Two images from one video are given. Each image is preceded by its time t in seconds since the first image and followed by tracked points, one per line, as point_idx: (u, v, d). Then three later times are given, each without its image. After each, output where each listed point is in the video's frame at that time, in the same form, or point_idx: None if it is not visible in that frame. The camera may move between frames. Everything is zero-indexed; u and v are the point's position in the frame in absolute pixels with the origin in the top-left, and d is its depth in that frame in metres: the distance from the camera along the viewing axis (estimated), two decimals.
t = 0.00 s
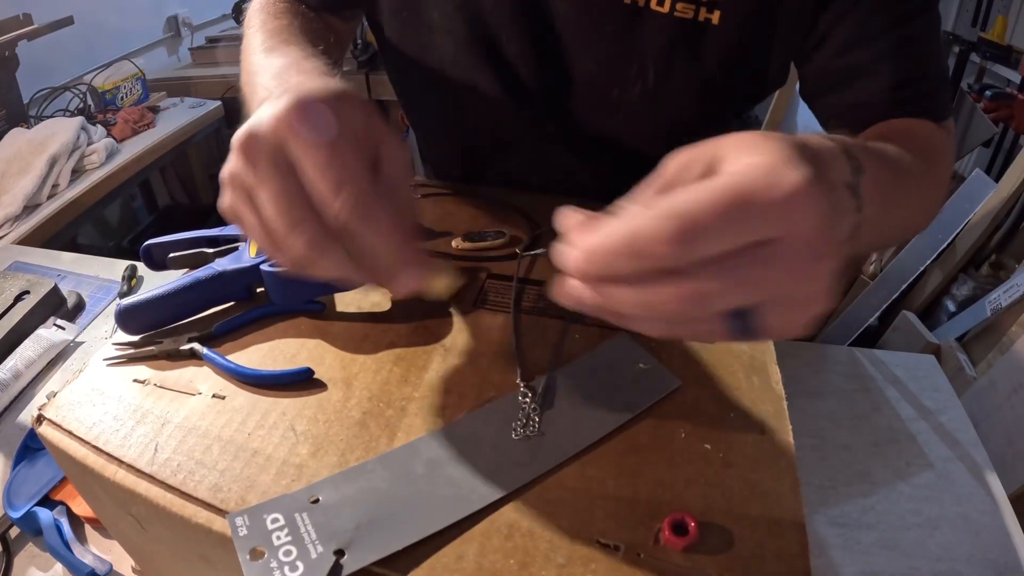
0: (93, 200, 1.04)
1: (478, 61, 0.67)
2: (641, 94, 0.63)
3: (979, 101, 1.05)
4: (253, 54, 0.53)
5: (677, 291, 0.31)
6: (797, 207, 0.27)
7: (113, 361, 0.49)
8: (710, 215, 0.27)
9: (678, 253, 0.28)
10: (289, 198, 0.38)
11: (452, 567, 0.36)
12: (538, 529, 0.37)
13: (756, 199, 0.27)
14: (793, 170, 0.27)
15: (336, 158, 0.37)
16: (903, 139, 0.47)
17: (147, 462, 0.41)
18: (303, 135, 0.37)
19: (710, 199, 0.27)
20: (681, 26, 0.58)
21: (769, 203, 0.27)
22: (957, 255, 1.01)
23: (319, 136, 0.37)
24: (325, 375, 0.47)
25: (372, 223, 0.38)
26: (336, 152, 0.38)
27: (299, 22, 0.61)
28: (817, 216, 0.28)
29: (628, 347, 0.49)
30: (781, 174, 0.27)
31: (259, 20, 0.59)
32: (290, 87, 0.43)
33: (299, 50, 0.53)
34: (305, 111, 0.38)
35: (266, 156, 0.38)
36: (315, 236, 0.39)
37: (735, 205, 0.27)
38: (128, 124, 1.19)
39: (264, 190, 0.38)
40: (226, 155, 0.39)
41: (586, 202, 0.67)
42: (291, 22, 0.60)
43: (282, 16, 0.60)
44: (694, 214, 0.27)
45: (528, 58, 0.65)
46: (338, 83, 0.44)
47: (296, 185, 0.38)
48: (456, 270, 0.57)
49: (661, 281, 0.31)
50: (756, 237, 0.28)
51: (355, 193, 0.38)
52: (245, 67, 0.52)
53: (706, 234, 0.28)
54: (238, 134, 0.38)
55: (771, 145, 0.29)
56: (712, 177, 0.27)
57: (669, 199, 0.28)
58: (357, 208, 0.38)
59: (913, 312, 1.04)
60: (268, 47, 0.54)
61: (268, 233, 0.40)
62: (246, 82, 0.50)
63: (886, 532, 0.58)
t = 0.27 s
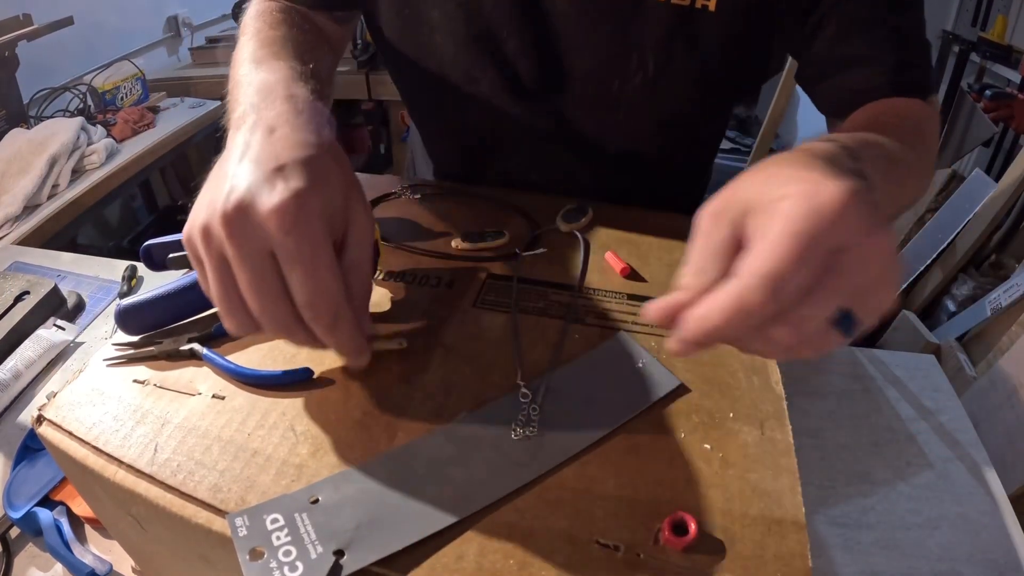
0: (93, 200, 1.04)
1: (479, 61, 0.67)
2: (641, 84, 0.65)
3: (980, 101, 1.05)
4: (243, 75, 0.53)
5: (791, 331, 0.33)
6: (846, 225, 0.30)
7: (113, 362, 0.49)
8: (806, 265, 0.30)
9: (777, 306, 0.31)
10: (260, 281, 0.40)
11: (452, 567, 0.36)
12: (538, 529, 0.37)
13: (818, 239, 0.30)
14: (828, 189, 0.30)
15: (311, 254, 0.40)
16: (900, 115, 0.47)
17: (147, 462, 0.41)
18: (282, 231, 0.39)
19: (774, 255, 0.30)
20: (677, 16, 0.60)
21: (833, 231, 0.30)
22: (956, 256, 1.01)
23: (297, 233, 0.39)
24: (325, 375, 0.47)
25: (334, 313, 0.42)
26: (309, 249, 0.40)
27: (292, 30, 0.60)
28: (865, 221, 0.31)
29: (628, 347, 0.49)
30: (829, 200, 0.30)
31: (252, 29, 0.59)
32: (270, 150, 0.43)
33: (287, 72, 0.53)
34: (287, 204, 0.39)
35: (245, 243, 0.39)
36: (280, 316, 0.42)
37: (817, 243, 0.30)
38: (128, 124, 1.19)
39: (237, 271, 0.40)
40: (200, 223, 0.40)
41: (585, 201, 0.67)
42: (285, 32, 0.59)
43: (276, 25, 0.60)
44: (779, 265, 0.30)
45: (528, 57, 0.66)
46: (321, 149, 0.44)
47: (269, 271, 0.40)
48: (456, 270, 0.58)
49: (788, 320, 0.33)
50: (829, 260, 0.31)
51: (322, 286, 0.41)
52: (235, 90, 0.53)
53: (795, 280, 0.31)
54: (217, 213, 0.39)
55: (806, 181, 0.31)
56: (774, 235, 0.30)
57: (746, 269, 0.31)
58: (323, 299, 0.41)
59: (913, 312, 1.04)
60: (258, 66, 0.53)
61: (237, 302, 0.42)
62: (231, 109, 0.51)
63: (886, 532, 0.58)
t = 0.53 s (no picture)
0: (93, 200, 1.04)
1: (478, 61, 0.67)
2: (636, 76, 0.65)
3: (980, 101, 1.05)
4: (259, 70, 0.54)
5: (671, 339, 0.40)
6: (696, 247, 0.37)
7: (113, 361, 0.49)
8: (661, 285, 0.38)
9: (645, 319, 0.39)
10: (281, 232, 0.41)
11: (452, 567, 0.36)
12: (538, 529, 0.37)
13: (670, 265, 0.37)
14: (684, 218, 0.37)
15: (336, 201, 0.41)
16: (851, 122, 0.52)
17: (147, 462, 0.41)
18: (307, 178, 0.40)
19: (630, 284, 0.38)
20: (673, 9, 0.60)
21: (686, 255, 0.37)
22: (957, 256, 1.01)
23: (324, 183, 0.41)
24: (325, 375, 0.47)
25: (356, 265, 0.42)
26: (334, 202, 0.41)
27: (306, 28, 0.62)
28: (728, 245, 0.37)
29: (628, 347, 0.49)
30: (682, 230, 0.37)
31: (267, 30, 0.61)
32: (299, 117, 0.45)
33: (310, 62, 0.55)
34: (315, 157, 0.41)
35: (270, 194, 0.41)
36: (300, 266, 0.42)
37: (667, 270, 0.37)
38: (128, 124, 1.19)
39: (260, 219, 0.41)
40: (225, 184, 0.42)
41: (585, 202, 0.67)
42: (300, 30, 0.61)
43: (288, 25, 0.61)
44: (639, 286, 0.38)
45: (528, 58, 0.66)
46: (349, 119, 0.46)
47: (292, 220, 0.41)
48: (456, 270, 0.58)
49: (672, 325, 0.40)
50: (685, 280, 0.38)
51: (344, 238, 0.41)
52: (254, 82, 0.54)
53: (655, 298, 0.38)
54: (243, 171, 0.41)
55: (664, 210, 0.38)
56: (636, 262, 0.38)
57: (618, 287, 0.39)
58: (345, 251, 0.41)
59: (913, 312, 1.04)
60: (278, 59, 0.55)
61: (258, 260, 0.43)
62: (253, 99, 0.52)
63: (887, 532, 0.58)
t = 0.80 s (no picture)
0: (93, 200, 1.04)
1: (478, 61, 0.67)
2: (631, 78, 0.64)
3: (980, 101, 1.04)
4: (327, 64, 0.60)
5: (632, 389, 0.41)
6: (658, 316, 0.38)
7: (113, 361, 0.49)
8: (627, 352, 0.38)
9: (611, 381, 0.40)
10: (479, 166, 0.46)
11: (452, 567, 0.36)
12: (538, 529, 0.37)
13: (633, 335, 0.38)
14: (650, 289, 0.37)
15: (523, 134, 0.47)
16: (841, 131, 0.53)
17: (147, 462, 0.41)
18: (501, 123, 0.47)
19: (597, 354, 0.39)
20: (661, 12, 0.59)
21: (648, 325, 0.38)
22: (956, 256, 1.00)
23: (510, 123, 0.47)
24: (325, 375, 0.47)
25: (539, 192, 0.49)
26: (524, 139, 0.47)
27: (338, 28, 0.68)
28: (692, 311, 0.38)
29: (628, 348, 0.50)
30: (648, 301, 0.37)
31: (302, 33, 0.66)
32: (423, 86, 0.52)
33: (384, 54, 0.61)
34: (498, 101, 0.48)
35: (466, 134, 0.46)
36: (502, 196, 0.47)
37: (629, 341, 0.38)
38: (128, 124, 1.19)
39: (463, 158, 0.46)
40: (418, 135, 0.47)
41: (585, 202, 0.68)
42: (335, 30, 0.67)
43: (320, 28, 0.67)
44: (604, 352, 0.39)
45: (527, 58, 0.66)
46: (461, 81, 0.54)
47: (488, 156, 0.47)
48: (456, 271, 0.58)
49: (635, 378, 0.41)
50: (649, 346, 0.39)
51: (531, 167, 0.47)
52: (329, 72, 0.59)
53: (621, 365, 0.39)
54: (438, 120, 0.46)
55: (627, 277, 0.38)
56: (599, 329, 0.38)
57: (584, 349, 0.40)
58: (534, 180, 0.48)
59: (913, 312, 1.03)
60: (339, 54, 0.61)
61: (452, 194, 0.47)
62: (342, 84, 0.57)
63: (886, 532, 0.58)
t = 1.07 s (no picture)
0: (93, 200, 1.04)
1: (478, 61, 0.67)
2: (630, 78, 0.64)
3: (981, 101, 1.04)
4: (315, 69, 0.62)
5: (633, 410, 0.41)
6: (671, 350, 0.37)
7: (113, 361, 0.49)
8: (638, 385, 0.38)
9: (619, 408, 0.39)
10: (439, 176, 0.50)
11: (452, 567, 0.36)
12: (538, 529, 0.37)
13: (645, 367, 0.37)
14: (666, 323, 0.37)
15: (486, 143, 0.50)
16: (839, 124, 0.53)
17: (147, 462, 0.41)
18: (462, 129, 0.50)
19: (607, 388, 0.38)
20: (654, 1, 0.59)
21: (661, 357, 0.37)
22: (956, 256, 1.00)
23: (474, 132, 0.50)
24: (325, 375, 0.47)
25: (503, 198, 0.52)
26: (486, 148, 0.50)
27: (326, 29, 0.69)
28: (701, 342, 0.38)
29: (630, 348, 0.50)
30: (662, 335, 0.37)
31: (292, 38, 0.67)
32: (403, 93, 0.54)
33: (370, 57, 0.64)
34: (463, 111, 0.51)
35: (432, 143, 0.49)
36: (464, 201, 0.51)
37: (642, 373, 0.37)
38: (128, 124, 1.19)
39: (426, 165, 0.49)
40: (384, 142, 0.50)
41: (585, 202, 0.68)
42: (323, 32, 0.68)
43: (308, 30, 0.68)
44: (615, 385, 0.38)
45: (527, 58, 0.66)
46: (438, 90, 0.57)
47: (452, 163, 0.50)
48: (456, 271, 0.58)
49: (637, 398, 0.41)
50: (658, 377, 0.38)
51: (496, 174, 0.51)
52: (316, 76, 0.61)
53: (632, 397, 0.38)
54: (403, 129, 0.50)
55: (642, 309, 0.37)
56: (612, 360, 0.37)
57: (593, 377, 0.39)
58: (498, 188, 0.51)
59: (913, 312, 1.03)
60: (327, 57, 0.63)
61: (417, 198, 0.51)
62: (328, 89, 0.59)
63: (886, 532, 0.58)
